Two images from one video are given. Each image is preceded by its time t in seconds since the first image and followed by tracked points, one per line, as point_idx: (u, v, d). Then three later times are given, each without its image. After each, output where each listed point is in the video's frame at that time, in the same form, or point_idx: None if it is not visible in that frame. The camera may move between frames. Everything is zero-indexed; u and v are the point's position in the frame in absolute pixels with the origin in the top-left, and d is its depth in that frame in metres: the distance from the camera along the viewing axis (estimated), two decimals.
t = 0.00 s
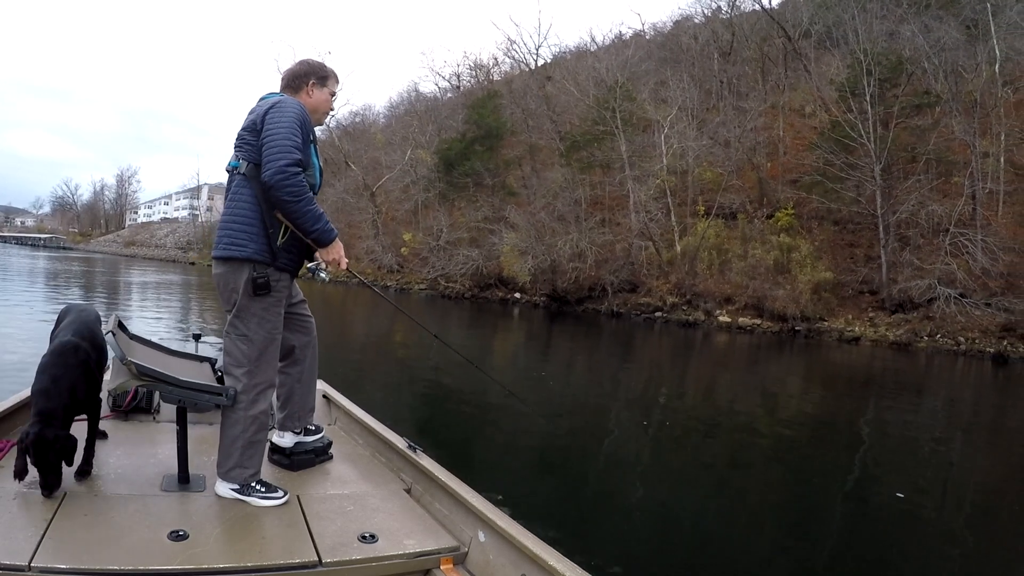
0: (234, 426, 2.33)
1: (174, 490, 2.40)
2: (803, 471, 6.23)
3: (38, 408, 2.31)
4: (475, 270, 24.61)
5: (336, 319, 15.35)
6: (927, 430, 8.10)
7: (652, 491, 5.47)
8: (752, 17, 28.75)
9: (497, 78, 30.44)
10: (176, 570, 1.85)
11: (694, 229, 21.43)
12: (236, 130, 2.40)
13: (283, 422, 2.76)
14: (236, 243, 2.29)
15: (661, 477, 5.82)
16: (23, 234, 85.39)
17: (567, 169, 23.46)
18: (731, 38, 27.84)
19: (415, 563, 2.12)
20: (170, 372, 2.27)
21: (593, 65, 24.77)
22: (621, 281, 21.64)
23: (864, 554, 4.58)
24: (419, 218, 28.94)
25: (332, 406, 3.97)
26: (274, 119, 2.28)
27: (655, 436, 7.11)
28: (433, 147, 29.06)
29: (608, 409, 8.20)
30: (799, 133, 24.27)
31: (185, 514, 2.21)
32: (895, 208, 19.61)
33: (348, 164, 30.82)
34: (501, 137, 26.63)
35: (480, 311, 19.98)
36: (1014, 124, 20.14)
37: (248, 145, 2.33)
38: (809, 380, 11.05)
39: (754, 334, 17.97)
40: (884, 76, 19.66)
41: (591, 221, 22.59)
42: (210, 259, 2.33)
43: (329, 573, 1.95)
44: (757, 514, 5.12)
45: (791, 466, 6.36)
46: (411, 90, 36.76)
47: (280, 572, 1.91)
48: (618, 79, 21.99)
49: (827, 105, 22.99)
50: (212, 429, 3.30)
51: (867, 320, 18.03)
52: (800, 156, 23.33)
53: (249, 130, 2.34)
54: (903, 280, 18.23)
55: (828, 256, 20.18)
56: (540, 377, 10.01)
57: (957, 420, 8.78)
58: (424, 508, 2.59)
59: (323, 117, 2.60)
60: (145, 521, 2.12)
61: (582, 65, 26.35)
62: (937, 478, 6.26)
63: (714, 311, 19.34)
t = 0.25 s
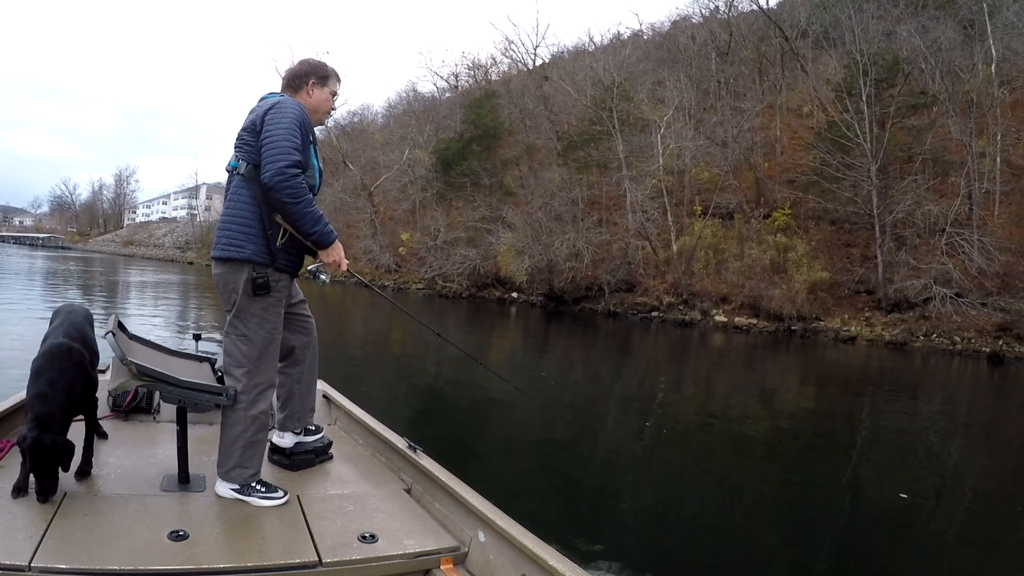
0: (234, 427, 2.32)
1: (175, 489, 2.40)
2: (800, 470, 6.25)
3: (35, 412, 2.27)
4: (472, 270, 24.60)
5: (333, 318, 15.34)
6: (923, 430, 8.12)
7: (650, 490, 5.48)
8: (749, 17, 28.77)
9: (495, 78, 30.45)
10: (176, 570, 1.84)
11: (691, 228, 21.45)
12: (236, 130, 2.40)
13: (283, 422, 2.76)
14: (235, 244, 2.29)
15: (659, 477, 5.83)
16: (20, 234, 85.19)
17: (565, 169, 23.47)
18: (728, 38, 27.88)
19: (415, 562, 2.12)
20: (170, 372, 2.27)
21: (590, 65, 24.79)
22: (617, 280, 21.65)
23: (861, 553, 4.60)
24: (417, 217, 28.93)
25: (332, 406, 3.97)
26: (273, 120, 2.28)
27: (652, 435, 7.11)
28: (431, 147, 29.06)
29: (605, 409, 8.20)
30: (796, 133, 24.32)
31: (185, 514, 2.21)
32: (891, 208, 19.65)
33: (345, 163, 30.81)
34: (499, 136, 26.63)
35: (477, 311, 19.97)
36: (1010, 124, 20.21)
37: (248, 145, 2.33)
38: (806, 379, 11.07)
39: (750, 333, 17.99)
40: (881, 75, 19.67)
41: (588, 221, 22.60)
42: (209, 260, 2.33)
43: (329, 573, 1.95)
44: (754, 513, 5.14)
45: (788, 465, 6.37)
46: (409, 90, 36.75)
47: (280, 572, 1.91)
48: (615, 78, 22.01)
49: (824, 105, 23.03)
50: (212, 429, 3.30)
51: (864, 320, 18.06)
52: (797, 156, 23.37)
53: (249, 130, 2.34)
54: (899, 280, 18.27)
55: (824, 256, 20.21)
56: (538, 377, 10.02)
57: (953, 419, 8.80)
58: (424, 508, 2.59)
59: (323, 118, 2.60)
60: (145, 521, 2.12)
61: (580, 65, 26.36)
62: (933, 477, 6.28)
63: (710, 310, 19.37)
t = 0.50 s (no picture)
0: (234, 427, 2.32)
1: (174, 489, 2.40)
2: (797, 470, 6.26)
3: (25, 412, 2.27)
4: (469, 270, 24.59)
5: (330, 318, 15.33)
6: (920, 430, 8.13)
7: (647, 490, 5.49)
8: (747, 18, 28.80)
9: (493, 78, 30.43)
10: (176, 570, 1.84)
11: (688, 229, 21.47)
12: (236, 131, 2.40)
13: (282, 423, 2.76)
14: (233, 244, 2.28)
15: (656, 476, 5.83)
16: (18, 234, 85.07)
17: (562, 169, 23.47)
18: (726, 39, 27.91)
19: (415, 563, 2.12)
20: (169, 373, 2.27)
21: (587, 65, 24.79)
22: (614, 280, 21.65)
23: (858, 552, 4.61)
24: (415, 217, 28.91)
25: (332, 406, 3.96)
26: (272, 120, 2.28)
27: (649, 435, 7.12)
28: (428, 147, 29.05)
29: (602, 408, 8.20)
30: (793, 134, 24.35)
31: (185, 514, 2.20)
32: (887, 209, 19.67)
33: (343, 163, 30.79)
34: (496, 136, 26.62)
35: (474, 311, 19.98)
36: (1008, 124, 20.25)
37: (247, 145, 2.33)
38: (802, 380, 11.08)
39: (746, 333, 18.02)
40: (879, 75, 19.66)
41: (586, 221, 22.60)
42: (208, 260, 2.33)
43: (329, 573, 1.94)
44: (753, 513, 5.14)
45: (785, 465, 6.39)
46: (408, 90, 36.75)
47: (280, 571, 1.91)
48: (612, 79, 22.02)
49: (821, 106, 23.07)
50: (212, 428, 3.29)
51: (860, 320, 18.10)
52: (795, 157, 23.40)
53: (248, 130, 2.34)
54: (896, 280, 18.30)
55: (821, 256, 20.25)
56: (535, 377, 10.02)
57: (949, 420, 8.82)
58: (424, 508, 2.59)
59: (323, 118, 2.60)
60: (145, 521, 2.12)
61: (578, 65, 26.38)
62: (929, 477, 6.29)
63: (706, 310, 19.39)
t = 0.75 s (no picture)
0: (233, 427, 2.32)
1: (174, 489, 2.39)
2: (794, 470, 6.26)
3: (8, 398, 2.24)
4: (466, 270, 24.59)
5: (328, 318, 15.33)
6: (916, 431, 8.15)
7: (645, 490, 5.49)
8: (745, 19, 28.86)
9: (491, 79, 30.46)
10: (176, 570, 1.84)
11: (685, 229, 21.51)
12: (236, 131, 2.40)
13: (282, 422, 2.75)
14: (232, 245, 2.28)
15: (654, 476, 5.83)
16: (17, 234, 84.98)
17: (560, 169, 23.49)
18: (724, 40, 27.95)
19: (415, 563, 2.12)
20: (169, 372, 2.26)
21: (585, 66, 24.82)
22: (611, 281, 21.66)
23: (855, 552, 4.63)
24: (412, 218, 28.91)
25: (332, 406, 3.96)
26: (271, 120, 2.28)
27: (646, 435, 7.13)
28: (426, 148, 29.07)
29: (599, 409, 8.21)
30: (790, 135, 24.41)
31: (185, 514, 2.20)
32: (884, 210, 19.72)
33: (341, 164, 30.80)
34: (494, 137, 26.63)
35: (472, 311, 20.00)
36: (1005, 125, 20.28)
37: (246, 145, 2.33)
38: (800, 380, 11.10)
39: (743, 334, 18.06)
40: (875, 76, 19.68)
41: (583, 221, 22.62)
42: (207, 260, 2.33)
43: (329, 573, 1.94)
44: (749, 513, 5.15)
45: (782, 465, 6.41)
46: (406, 90, 36.77)
47: (280, 571, 1.91)
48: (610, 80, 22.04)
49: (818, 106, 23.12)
50: (212, 429, 3.29)
51: (856, 320, 18.14)
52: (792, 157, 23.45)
53: (247, 131, 2.33)
54: (892, 280, 18.35)
55: (817, 257, 20.28)
56: (532, 377, 10.03)
57: (945, 420, 8.85)
58: (424, 508, 2.59)
59: (324, 119, 2.60)
60: (145, 521, 2.11)
61: (575, 66, 26.41)
62: (926, 478, 6.30)
63: (703, 311, 19.42)
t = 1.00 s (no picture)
0: (233, 427, 2.32)
1: (174, 489, 2.39)
2: (791, 470, 6.27)
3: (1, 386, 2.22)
4: (464, 270, 24.60)
5: (326, 318, 15.33)
6: (913, 430, 8.17)
7: (643, 490, 5.49)
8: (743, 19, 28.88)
9: (489, 79, 30.49)
10: (176, 571, 1.84)
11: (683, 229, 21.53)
12: (234, 130, 2.40)
13: (282, 422, 2.75)
14: (230, 245, 2.28)
15: (652, 476, 5.85)
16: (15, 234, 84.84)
17: (557, 170, 23.51)
18: (721, 40, 28.03)
19: (415, 563, 2.12)
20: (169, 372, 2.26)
21: (583, 66, 24.85)
22: (608, 281, 21.68)
23: (852, 551, 4.64)
24: (410, 218, 28.89)
25: (331, 406, 3.96)
26: (267, 119, 2.27)
27: (643, 435, 7.14)
28: (424, 148, 29.11)
29: (597, 409, 8.21)
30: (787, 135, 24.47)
31: (184, 514, 2.20)
32: (880, 210, 19.74)
33: (340, 164, 30.81)
34: (492, 137, 26.64)
35: (470, 311, 20.00)
36: (1001, 125, 20.27)
37: (243, 145, 2.33)
38: (796, 379, 11.12)
39: (739, 333, 18.09)
40: (872, 76, 19.68)
41: (580, 221, 22.64)
42: (206, 261, 2.33)
43: (329, 572, 1.95)
44: (747, 512, 5.17)
45: (780, 464, 6.42)
46: (405, 90, 36.78)
47: (280, 571, 1.91)
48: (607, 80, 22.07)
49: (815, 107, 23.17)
50: (212, 429, 3.29)
51: (853, 320, 18.17)
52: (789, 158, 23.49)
53: (244, 131, 2.34)
54: (888, 280, 18.39)
55: (814, 256, 20.31)
56: (529, 376, 10.05)
57: (941, 420, 8.87)
58: (424, 508, 2.59)
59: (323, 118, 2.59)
60: (145, 522, 2.11)
61: (573, 67, 26.45)
62: (922, 477, 6.31)
63: (700, 311, 19.46)
